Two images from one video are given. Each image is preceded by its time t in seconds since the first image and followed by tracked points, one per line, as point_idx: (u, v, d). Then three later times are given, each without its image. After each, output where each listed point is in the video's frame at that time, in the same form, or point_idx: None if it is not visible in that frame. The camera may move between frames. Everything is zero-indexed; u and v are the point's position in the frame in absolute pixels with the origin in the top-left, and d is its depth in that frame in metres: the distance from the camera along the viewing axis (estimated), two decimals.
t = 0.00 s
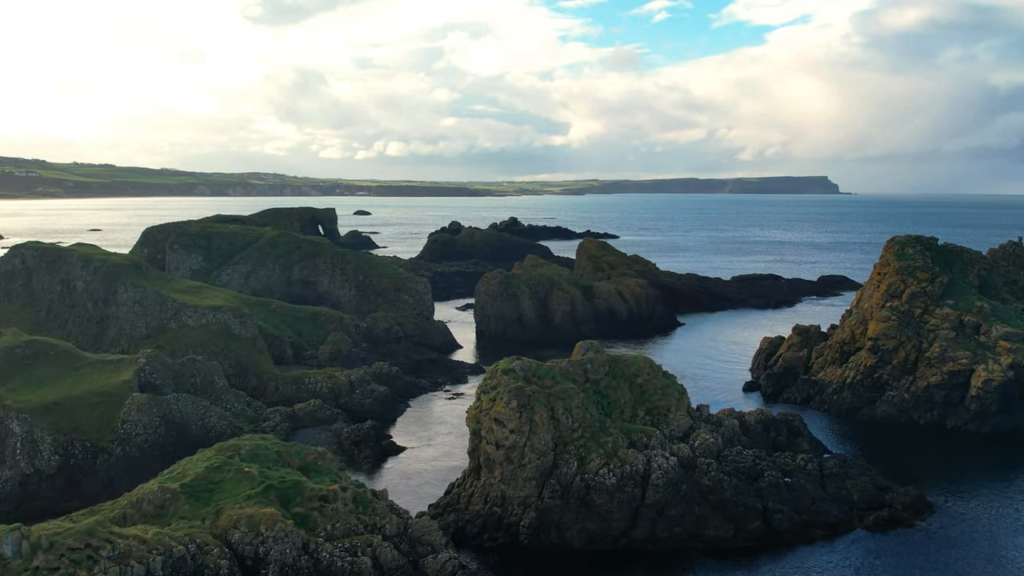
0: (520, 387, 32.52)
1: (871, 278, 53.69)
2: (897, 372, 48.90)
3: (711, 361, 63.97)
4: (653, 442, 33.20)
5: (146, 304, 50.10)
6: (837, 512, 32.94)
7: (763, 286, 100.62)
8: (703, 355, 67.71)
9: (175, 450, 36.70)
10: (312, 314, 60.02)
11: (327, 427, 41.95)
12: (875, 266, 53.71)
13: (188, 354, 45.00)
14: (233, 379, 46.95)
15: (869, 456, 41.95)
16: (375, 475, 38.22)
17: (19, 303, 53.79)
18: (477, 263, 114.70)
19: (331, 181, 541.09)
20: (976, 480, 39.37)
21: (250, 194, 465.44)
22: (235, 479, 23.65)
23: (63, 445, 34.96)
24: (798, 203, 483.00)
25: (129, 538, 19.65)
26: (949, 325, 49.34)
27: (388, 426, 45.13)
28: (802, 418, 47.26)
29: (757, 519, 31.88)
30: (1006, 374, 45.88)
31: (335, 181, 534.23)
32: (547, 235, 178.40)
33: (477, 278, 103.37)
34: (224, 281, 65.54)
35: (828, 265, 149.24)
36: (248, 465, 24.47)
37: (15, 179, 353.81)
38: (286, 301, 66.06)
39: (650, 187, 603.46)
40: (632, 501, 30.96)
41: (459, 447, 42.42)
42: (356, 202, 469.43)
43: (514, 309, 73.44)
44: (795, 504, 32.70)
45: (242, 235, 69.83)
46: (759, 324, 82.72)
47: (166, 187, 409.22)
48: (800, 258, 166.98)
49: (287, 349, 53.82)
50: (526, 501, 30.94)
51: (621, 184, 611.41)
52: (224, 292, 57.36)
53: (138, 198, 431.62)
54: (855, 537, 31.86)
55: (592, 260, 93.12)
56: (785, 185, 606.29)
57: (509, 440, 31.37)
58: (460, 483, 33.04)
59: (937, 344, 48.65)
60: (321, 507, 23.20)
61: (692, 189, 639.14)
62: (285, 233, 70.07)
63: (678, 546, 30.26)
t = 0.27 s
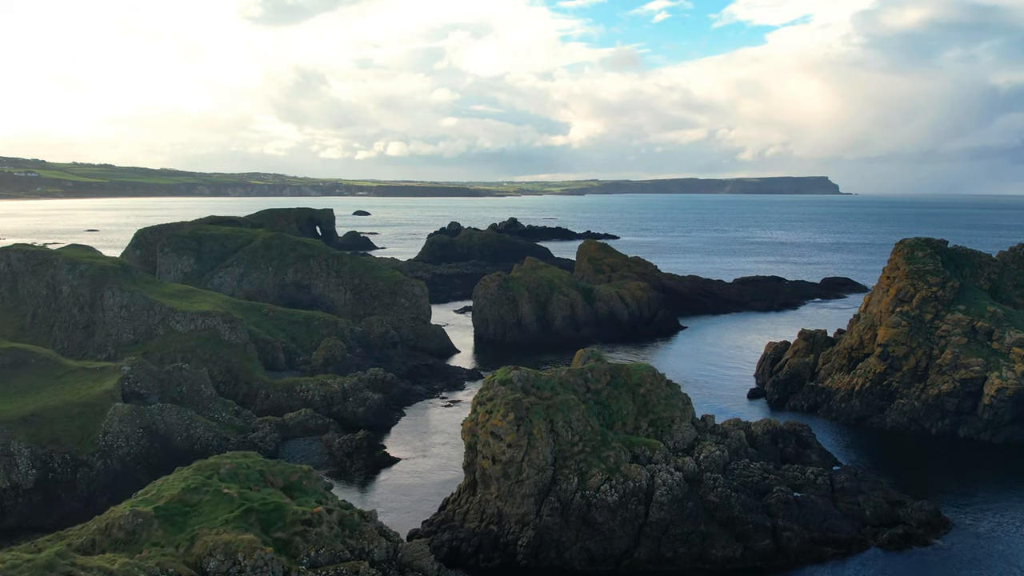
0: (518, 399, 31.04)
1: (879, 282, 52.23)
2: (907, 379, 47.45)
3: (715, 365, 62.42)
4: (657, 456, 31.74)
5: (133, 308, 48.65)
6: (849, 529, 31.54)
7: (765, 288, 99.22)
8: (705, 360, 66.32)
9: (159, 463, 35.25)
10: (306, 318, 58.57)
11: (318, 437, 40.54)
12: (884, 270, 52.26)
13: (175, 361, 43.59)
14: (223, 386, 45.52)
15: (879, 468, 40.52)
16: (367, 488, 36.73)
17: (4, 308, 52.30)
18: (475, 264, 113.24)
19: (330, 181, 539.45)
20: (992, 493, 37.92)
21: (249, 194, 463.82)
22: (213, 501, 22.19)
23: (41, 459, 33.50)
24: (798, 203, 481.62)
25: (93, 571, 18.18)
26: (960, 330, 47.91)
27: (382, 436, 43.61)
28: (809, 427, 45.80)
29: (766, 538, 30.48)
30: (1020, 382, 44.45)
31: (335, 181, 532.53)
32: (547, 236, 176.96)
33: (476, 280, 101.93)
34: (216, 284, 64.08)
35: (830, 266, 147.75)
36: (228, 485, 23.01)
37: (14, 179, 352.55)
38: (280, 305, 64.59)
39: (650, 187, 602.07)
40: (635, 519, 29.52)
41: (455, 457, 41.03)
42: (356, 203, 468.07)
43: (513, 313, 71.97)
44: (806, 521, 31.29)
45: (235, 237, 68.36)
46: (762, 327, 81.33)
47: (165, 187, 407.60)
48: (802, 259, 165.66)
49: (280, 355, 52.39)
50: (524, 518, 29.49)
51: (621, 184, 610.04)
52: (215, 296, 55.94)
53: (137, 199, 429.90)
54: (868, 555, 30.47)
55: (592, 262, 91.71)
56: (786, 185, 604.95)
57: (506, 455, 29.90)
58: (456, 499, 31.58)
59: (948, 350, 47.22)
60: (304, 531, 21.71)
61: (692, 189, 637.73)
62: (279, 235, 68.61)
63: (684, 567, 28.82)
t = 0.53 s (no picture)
0: (516, 410, 29.66)
1: (888, 287, 50.89)
2: (917, 386, 46.07)
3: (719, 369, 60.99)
4: (661, 470, 30.37)
5: (121, 313, 47.33)
6: (862, 546, 30.17)
7: (768, 290, 97.86)
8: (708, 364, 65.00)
9: (142, 475, 33.87)
10: (300, 322, 57.22)
11: (310, 447, 39.20)
12: (893, 274, 50.93)
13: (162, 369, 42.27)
14: (212, 394, 44.27)
15: (889, 479, 39.16)
16: (359, 501, 35.34)
17: None
18: (475, 266, 111.89)
19: (330, 181, 537.98)
20: (1008, 505, 36.53)
21: (249, 194, 462.36)
22: (190, 524, 20.80)
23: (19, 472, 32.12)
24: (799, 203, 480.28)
25: None
26: (972, 336, 46.56)
27: (375, 446, 42.21)
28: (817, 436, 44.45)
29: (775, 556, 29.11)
30: None
31: (335, 181, 530.97)
32: (547, 237, 175.57)
33: (475, 282, 100.58)
34: (209, 287, 62.75)
35: (834, 267, 146.28)
36: (206, 506, 21.61)
37: (14, 179, 351.67)
38: (274, 308, 63.28)
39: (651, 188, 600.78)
40: (639, 537, 28.15)
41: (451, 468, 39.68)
42: (356, 203, 466.55)
43: (512, 316, 70.66)
44: (817, 538, 29.92)
45: (228, 239, 67.04)
46: (766, 330, 79.99)
47: (164, 187, 406.23)
48: (805, 260, 164.35)
49: (273, 361, 51.16)
50: (522, 536, 28.13)
51: (622, 185, 608.64)
52: (206, 300, 54.68)
53: (136, 199, 428.41)
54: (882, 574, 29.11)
55: (593, 264, 90.38)
56: (787, 186, 603.59)
57: (503, 470, 28.56)
58: (451, 515, 30.23)
59: (959, 357, 45.86)
60: (286, 557, 20.27)
61: (693, 189, 636.43)
62: (273, 237, 67.28)
63: None
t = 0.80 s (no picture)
0: (513, 423, 28.17)
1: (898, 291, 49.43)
2: (928, 394, 44.60)
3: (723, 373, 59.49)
4: (666, 486, 28.94)
5: (107, 319, 45.91)
6: (876, 566, 28.75)
7: (771, 292, 96.41)
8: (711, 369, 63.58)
9: (123, 489, 32.40)
10: (293, 327, 55.80)
11: (300, 458, 37.79)
12: (903, 278, 49.47)
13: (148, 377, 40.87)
14: (200, 402, 42.97)
15: (901, 492, 37.70)
16: (351, 516, 33.89)
17: None
18: (474, 267, 110.45)
19: (329, 181, 536.69)
20: None
21: (248, 194, 460.88)
22: (162, 551, 19.28)
23: None
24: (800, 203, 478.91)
25: None
26: (986, 342, 45.09)
27: (369, 456, 40.77)
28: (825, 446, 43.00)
29: None
30: None
31: (334, 181, 529.66)
32: (547, 237, 174.10)
33: (474, 284, 99.14)
34: (200, 290, 61.32)
35: (836, 268, 144.80)
36: (180, 532, 20.10)
37: (13, 179, 350.70)
38: (267, 312, 61.88)
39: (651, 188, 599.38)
40: (642, 557, 26.71)
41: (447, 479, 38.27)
42: (356, 203, 465.27)
43: (511, 320, 69.21)
44: (829, 557, 28.49)
45: (220, 241, 65.61)
46: (769, 333, 78.56)
47: (163, 187, 404.83)
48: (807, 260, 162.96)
49: (265, 367, 49.80)
50: (519, 557, 26.69)
51: (622, 185, 607.18)
52: (196, 304, 53.29)
53: (135, 199, 427.02)
54: None
55: (593, 266, 88.93)
56: (788, 186, 602.22)
57: (500, 487, 27.09)
58: (445, 533, 28.79)
59: (972, 364, 44.40)
60: None
61: (693, 189, 635.06)
62: (266, 239, 65.86)
63: None
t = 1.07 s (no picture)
0: (510, 438, 26.64)
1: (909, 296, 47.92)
2: (941, 402, 43.12)
3: (726, 378, 57.99)
4: (671, 504, 27.50)
5: (91, 324, 44.46)
6: None
7: (775, 295, 94.96)
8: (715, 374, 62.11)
9: (102, 505, 30.93)
10: (285, 331, 54.33)
11: (289, 471, 36.34)
12: (914, 282, 47.99)
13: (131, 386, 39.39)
14: (188, 411, 41.63)
15: (915, 507, 36.23)
16: (341, 532, 32.41)
17: None
18: (472, 269, 108.97)
19: (329, 181, 535.40)
20: None
21: (247, 194, 459.45)
22: None
23: None
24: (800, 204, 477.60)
25: None
26: (1000, 349, 43.60)
27: (361, 468, 39.31)
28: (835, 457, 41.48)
29: None
30: None
31: (334, 181, 528.20)
32: (547, 238, 172.58)
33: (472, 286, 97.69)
34: (191, 294, 59.88)
35: (839, 269, 143.21)
36: (149, 562, 18.57)
37: (12, 179, 349.25)
38: (260, 316, 60.45)
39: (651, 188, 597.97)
40: None
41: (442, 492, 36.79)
42: (356, 203, 464.09)
43: (510, 324, 67.70)
44: None
45: (212, 243, 64.16)
46: (773, 337, 77.08)
47: (162, 187, 403.21)
48: (809, 262, 161.46)
49: (256, 373, 48.38)
50: None
51: (623, 185, 605.61)
52: (185, 309, 51.84)
53: (134, 199, 425.54)
54: None
55: (594, 268, 87.47)
56: (788, 186, 600.85)
57: (496, 506, 25.59)
58: (439, 554, 27.32)
59: (987, 371, 42.92)
60: None
61: (693, 189, 633.88)
62: (259, 241, 64.41)
63: None
